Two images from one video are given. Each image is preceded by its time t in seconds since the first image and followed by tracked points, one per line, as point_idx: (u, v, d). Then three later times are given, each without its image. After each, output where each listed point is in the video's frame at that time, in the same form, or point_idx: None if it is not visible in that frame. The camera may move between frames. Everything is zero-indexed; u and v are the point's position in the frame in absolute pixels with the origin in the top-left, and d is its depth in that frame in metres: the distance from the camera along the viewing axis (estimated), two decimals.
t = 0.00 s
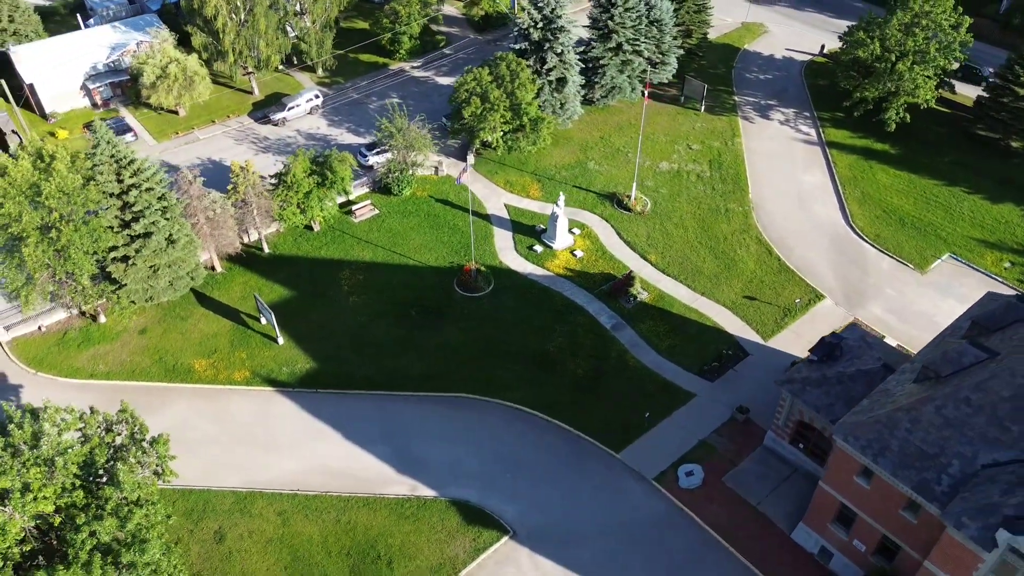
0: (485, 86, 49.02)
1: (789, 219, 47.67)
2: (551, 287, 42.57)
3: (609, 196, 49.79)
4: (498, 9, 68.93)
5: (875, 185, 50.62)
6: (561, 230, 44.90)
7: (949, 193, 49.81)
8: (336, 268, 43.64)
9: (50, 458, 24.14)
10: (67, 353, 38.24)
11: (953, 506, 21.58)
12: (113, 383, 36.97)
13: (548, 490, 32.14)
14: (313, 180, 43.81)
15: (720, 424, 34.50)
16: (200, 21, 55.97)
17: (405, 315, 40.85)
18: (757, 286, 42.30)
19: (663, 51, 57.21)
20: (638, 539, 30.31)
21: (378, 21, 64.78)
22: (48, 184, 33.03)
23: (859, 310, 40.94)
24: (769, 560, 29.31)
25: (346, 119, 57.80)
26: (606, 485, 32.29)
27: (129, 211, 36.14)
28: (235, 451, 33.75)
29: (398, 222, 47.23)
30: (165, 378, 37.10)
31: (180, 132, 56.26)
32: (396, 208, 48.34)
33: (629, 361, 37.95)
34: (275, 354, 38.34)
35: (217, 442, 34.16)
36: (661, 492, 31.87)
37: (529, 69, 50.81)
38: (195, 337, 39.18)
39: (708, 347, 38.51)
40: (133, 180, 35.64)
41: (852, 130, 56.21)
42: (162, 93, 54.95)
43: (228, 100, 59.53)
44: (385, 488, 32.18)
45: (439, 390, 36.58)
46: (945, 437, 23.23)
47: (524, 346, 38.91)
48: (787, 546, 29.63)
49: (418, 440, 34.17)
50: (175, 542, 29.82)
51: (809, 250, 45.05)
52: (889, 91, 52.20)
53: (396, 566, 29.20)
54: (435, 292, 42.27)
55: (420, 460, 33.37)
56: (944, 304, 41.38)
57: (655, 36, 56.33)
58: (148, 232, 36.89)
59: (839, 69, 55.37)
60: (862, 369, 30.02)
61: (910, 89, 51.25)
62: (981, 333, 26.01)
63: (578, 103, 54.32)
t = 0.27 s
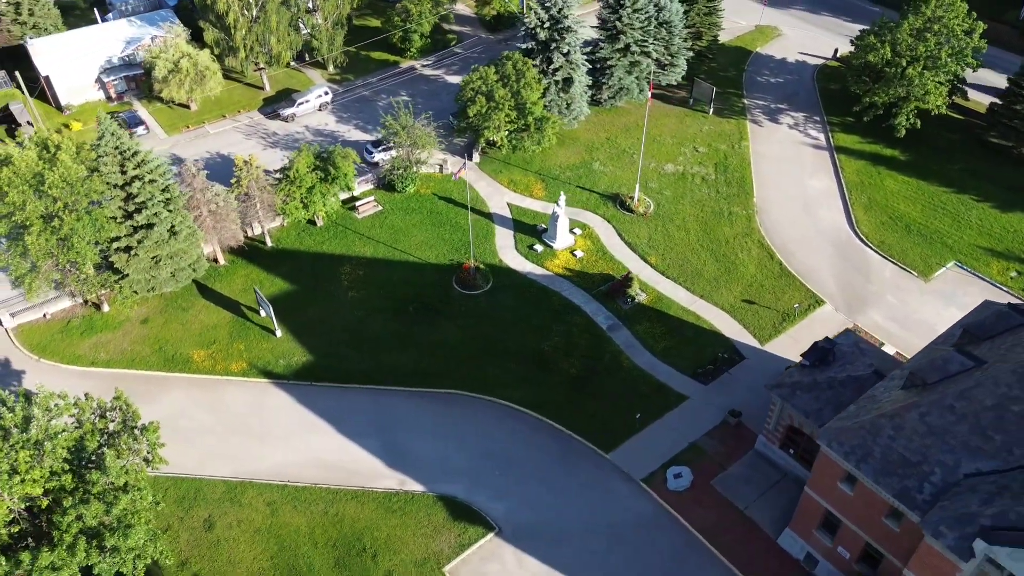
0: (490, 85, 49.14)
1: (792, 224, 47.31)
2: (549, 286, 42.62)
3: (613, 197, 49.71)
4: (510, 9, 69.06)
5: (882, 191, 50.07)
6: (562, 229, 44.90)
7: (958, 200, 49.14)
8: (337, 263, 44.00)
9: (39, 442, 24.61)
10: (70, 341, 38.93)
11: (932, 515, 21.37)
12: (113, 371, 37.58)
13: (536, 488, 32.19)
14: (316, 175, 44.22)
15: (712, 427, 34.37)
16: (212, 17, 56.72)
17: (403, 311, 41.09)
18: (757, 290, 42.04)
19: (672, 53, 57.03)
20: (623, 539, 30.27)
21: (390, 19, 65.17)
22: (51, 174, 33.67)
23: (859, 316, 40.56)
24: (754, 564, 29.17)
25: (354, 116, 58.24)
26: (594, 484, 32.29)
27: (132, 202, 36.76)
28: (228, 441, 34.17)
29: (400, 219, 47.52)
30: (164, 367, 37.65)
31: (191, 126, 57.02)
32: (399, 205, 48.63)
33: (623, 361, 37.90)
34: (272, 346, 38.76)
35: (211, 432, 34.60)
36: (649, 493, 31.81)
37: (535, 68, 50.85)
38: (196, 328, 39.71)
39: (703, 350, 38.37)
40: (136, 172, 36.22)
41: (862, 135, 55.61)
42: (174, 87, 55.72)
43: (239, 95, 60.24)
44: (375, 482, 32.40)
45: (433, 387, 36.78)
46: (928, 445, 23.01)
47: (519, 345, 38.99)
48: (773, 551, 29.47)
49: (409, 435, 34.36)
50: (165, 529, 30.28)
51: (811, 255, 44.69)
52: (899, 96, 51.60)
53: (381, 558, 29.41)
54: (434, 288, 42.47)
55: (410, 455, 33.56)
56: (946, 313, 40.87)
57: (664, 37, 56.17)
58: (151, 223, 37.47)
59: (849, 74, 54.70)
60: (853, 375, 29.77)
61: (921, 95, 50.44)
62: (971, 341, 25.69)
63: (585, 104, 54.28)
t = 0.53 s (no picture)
0: (496, 84, 49.24)
1: (796, 228, 46.92)
2: (548, 285, 42.63)
3: (616, 198, 49.59)
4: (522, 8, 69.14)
5: (890, 196, 49.46)
6: (562, 229, 44.88)
7: (967, 208, 48.41)
8: (338, 258, 44.31)
9: (29, 426, 25.07)
10: (73, 329, 39.59)
11: (910, 523, 21.14)
12: (114, 360, 38.17)
13: (524, 486, 32.24)
14: (319, 170, 44.59)
15: (703, 430, 34.21)
16: (225, 13, 57.44)
17: (400, 307, 41.31)
18: (756, 294, 41.77)
19: (681, 55, 56.78)
20: (609, 539, 30.24)
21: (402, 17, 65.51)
22: (56, 164, 34.29)
23: (859, 323, 40.17)
24: (739, 568, 29.01)
25: (363, 113, 58.62)
26: (583, 484, 32.28)
27: (135, 193, 37.32)
28: (222, 431, 34.58)
29: (403, 216, 47.76)
30: (164, 357, 38.18)
31: (201, 121, 57.76)
32: (402, 202, 48.88)
33: (618, 362, 37.83)
34: (270, 339, 39.15)
35: (206, 422, 35.04)
36: (637, 495, 31.73)
37: (541, 67, 50.87)
38: (196, 319, 40.20)
39: (699, 353, 38.19)
40: (139, 164, 36.79)
41: (872, 140, 54.99)
42: (186, 82, 56.46)
43: (250, 90, 60.88)
44: (364, 475, 32.63)
45: (426, 383, 36.94)
46: (912, 453, 22.75)
47: (514, 343, 39.06)
48: (758, 556, 29.29)
49: (401, 431, 34.56)
50: (156, 516, 30.71)
51: (813, 260, 44.31)
52: (910, 101, 51.06)
53: (366, 551, 29.59)
54: (433, 285, 42.64)
55: (401, 450, 33.75)
56: (948, 321, 40.32)
57: (673, 39, 55.96)
58: (153, 214, 38.05)
59: (860, 77, 54.32)
60: (844, 381, 29.49)
61: (932, 100, 49.99)
62: (961, 350, 25.34)
63: (592, 104, 54.21)
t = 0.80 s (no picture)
0: (501, 82, 49.29)
1: (799, 233, 46.53)
2: (546, 285, 42.63)
3: (619, 199, 49.46)
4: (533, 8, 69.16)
5: (897, 202, 48.84)
6: (562, 229, 44.83)
7: (976, 215, 47.68)
8: (339, 254, 44.61)
9: (20, 411, 25.53)
10: (76, 317, 40.24)
11: (888, 531, 20.90)
12: (114, 348, 38.74)
13: (511, 484, 32.27)
14: (322, 166, 44.93)
15: (694, 433, 34.06)
16: (237, 9, 58.11)
17: (398, 303, 41.51)
18: (756, 298, 41.47)
19: (690, 56, 56.49)
20: (594, 540, 30.19)
21: (413, 15, 65.79)
22: (60, 155, 34.86)
23: (858, 329, 39.77)
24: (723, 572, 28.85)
25: (371, 110, 58.98)
26: (570, 484, 32.25)
27: (138, 184, 37.88)
28: (217, 422, 35.00)
29: (405, 212, 47.99)
30: (163, 347, 38.68)
31: (212, 115, 58.41)
32: (406, 199, 49.11)
33: (612, 363, 37.75)
34: (268, 332, 39.53)
35: (201, 412, 35.45)
36: (624, 496, 31.64)
37: (547, 67, 50.86)
38: (196, 311, 40.69)
39: (694, 356, 38.00)
40: (142, 156, 37.32)
41: (882, 145, 54.34)
42: (197, 76, 57.14)
43: (262, 86, 61.48)
44: (353, 469, 32.85)
45: (420, 379, 37.08)
46: (894, 460, 22.48)
47: (510, 342, 39.11)
48: (743, 561, 29.11)
49: (392, 426, 34.76)
50: (147, 503, 31.11)
51: (815, 266, 43.94)
52: (920, 107, 50.33)
53: (351, 544, 29.77)
54: (431, 282, 42.80)
55: (391, 445, 33.93)
56: (950, 329, 39.78)
57: (682, 40, 55.71)
58: (156, 206, 38.58)
59: (870, 82, 53.57)
60: (834, 387, 29.21)
61: (942, 106, 49.06)
62: (950, 358, 25.00)
63: (598, 104, 54.09)
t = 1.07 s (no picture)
0: (507, 81, 49.34)
1: (803, 237, 46.09)
2: (545, 284, 42.61)
3: (622, 200, 49.29)
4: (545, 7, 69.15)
5: (905, 208, 48.20)
6: (563, 229, 44.79)
7: (985, 223, 46.93)
8: (341, 249, 44.92)
9: (11, 397, 26.02)
10: (80, 306, 40.90)
11: (864, 539, 20.68)
12: (115, 338, 39.32)
13: (499, 482, 32.29)
14: (326, 161, 45.27)
15: (686, 436, 33.89)
16: (249, 5, 58.95)
17: (396, 299, 41.71)
18: (755, 302, 41.15)
19: (699, 58, 56.07)
20: (579, 539, 30.13)
21: (425, 13, 66.04)
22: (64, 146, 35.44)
23: (858, 336, 39.34)
24: None
25: (379, 106, 59.32)
26: (558, 483, 32.21)
27: (142, 176, 38.39)
28: (212, 412, 35.39)
29: (408, 209, 48.21)
30: (163, 337, 39.19)
31: (223, 109, 59.06)
32: (409, 196, 49.34)
33: (607, 364, 37.66)
34: (267, 324, 39.91)
35: (197, 402, 35.87)
36: (612, 497, 31.55)
37: (553, 66, 50.83)
38: (197, 302, 41.19)
39: (689, 359, 37.78)
40: (146, 148, 37.78)
41: (892, 150, 53.64)
42: (208, 71, 57.82)
43: (273, 81, 62.08)
44: (344, 462, 33.06)
45: (414, 375, 37.23)
46: (875, 468, 22.23)
47: (505, 340, 39.14)
48: (728, 566, 28.94)
49: (384, 421, 34.93)
50: (139, 490, 31.56)
51: (817, 271, 43.51)
52: (930, 113, 49.63)
53: (337, 537, 29.95)
54: (430, 279, 42.95)
55: (382, 439, 34.10)
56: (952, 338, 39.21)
57: (692, 42, 55.42)
58: (159, 198, 39.06)
59: (881, 87, 52.93)
60: (825, 393, 28.92)
61: (953, 112, 48.32)
62: (939, 367, 24.65)
63: (605, 105, 53.95)
